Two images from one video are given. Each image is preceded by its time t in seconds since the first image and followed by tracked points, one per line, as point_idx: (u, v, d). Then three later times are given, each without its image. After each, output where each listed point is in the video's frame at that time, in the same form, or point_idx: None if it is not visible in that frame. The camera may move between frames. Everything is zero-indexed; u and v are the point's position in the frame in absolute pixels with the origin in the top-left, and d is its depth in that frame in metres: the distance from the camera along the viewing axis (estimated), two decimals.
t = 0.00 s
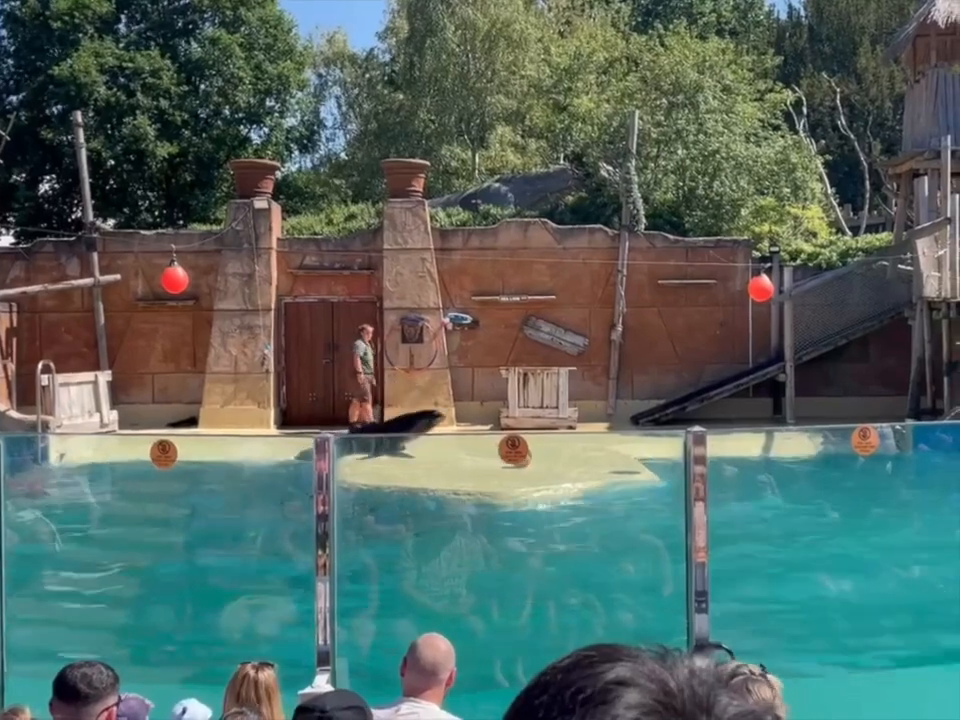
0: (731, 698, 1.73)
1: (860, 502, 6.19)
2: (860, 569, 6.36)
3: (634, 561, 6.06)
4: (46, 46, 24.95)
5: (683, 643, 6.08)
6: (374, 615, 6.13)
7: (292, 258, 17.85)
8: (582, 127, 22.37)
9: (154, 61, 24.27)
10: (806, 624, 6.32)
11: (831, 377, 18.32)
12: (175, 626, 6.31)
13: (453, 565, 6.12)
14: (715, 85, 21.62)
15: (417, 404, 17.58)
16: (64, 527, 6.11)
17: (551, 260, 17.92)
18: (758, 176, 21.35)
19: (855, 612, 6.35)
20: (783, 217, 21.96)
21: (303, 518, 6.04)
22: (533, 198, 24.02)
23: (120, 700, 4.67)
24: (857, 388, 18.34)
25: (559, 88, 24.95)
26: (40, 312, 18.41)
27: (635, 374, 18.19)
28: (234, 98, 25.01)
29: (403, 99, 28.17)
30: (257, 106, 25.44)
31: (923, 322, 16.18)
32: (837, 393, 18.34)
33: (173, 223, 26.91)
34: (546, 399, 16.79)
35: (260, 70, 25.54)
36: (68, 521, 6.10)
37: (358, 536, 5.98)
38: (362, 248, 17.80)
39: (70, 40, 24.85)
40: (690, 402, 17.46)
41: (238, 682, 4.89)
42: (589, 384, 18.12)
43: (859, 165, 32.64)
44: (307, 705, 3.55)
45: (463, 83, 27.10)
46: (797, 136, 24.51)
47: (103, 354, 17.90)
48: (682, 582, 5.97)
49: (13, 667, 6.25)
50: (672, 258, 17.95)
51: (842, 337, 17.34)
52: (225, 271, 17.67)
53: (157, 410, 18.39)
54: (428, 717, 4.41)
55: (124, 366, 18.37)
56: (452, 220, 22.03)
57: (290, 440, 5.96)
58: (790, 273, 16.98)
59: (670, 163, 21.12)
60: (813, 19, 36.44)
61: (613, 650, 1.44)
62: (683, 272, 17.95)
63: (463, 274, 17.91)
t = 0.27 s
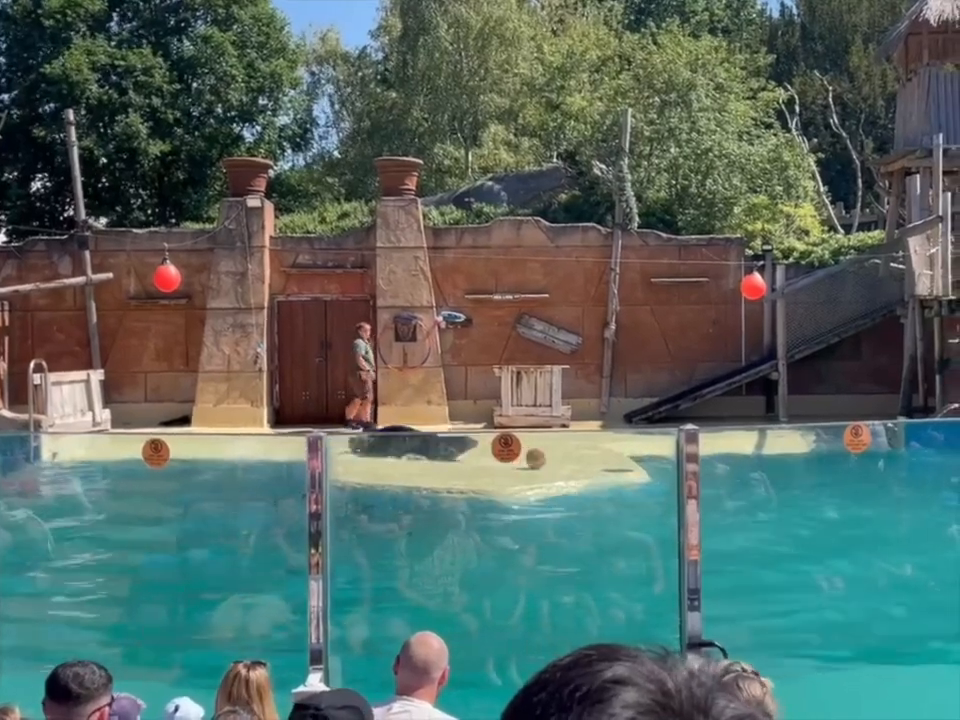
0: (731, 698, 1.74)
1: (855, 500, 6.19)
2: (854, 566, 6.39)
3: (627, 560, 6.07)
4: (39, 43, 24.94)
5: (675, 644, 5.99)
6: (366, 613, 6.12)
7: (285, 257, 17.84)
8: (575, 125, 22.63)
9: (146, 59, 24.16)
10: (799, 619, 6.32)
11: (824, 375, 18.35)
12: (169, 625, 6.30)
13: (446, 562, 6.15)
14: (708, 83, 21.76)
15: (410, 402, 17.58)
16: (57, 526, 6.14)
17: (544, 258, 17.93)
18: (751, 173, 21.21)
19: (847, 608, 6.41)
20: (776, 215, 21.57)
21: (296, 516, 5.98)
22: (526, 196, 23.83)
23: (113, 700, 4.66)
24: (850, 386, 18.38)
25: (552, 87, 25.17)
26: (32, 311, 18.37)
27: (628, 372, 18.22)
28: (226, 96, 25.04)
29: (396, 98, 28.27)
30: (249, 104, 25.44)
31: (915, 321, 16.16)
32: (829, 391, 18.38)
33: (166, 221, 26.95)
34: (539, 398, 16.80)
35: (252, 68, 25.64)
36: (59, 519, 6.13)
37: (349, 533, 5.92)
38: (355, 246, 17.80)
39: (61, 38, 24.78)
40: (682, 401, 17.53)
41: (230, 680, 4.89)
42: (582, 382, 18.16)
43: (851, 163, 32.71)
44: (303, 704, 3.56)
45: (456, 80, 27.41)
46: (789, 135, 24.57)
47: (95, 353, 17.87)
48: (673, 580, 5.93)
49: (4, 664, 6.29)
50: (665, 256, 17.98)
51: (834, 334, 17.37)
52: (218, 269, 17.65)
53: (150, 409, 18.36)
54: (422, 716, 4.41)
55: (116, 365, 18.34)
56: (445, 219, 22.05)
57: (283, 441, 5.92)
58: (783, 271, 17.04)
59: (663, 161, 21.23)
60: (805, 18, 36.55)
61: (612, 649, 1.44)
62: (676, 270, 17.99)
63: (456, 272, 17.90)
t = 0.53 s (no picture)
0: (732, 698, 1.73)
1: (845, 500, 6.22)
2: (845, 565, 6.38)
3: (619, 558, 6.05)
4: (28, 39, 24.73)
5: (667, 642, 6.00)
6: (358, 612, 6.13)
7: (276, 255, 17.82)
8: (566, 124, 22.61)
9: (137, 57, 24.07)
10: (790, 618, 6.33)
11: (815, 373, 18.39)
12: (161, 625, 6.28)
13: (438, 561, 6.12)
14: (699, 81, 21.86)
15: (402, 400, 17.56)
16: (47, 526, 6.13)
17: (536, 256, 17.94)
18: (743, 172, 21.38)
19: (838, 605, 6.40)
20: (767, 213, 21.81)
21: (288, 514, 5.98)
22: (517, 194, 24.12)
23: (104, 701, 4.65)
24: (842, 384, 18.40)
25: (543, 84, 25.19)
26: (23, 309, 18.31)
27: (621, 369, 18.19)
28: (218, 94, 25.01)
29: (388, 96, 28.23)
30: (241, 103, 25.41)
31: (906, 318, 16.14)
32: (821, 389, 18.40)
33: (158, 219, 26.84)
34: (532, 396, 16.81)
35: (243, 65, 25.67)
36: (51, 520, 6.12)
37: (341, 531, 5.93)
38: (346, 244, 17.79)
39: (52, 36, 24.59)
40: (674, 398, 17.51)
41: (222, 678, 4.89)
42: (574, 380, 18.17)
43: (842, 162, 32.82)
44: (295, 701, 3.57)
45: (449, 79, 27.38)
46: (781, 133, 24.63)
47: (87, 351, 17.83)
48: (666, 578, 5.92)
49: None
50: (656, 254, 18.01)
51: (826, 332, 17.38)
52: (209, 267, 17.62)
53: (141, 407, 18.33)
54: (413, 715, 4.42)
55: (107, 363, 18.30)
56: (438, 217, 22.07)
57: (275, 439, 5.96)
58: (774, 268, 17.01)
59: (654, 159, 21.17)
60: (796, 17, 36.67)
61: (611, 648, 1.44)
62: (667, 268, 18.00)
63: (448, 270, 17.89)
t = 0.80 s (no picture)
0: (730, 698, 1.72)
1: (836, 498, 6.24)
2: (833, 559, 6.40)
3: (611, 556, 6.06)
4: (18, 37, 24.62)
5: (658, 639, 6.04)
6: (349, 610, 6.12)
7: (267, 253, 17.79)
8: (559, 122, 22.55)
9: (128, 54, 24.00)
10: (781, 615, 6.32)
11: (806, 371, 18.44)
12: (151, 624, 6.26)
13: (430, 560, 6.12)
14: (689, 79, 21.71)
15: (394, 398, 17.55)
16: (37, 526, 6.12)
17: (528, 254, 17.93)
18: (734, 170, 21.52)
19: (829, 601, 6.39)
20: (757, 211, 21.95)
21: (278, 513, 5.99)
22: (508, 193, 24.51)
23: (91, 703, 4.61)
24: (831, 382, 18.47)
25: (534, 83, 24.98)
26: (12, 308, 18.25)
27: (611, 368, 18.25)
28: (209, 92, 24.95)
29: (379, 93, 28.10)
30: (231, 100, 25.45)
31: (896, 316, 16.15)
32: (811, 387, 18.46)
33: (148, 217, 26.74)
34: (523, 394, 16.81)
35: (234, 63, 25.70)
36: (39, 520, 6.10)
37: (332, 530, 5.92)
38: (337, 242, 17.76)
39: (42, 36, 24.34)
40: (666, 396, 17.52)
41: (213, 677, 4.87)
42: (565, 378, 18.23)
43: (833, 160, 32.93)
44: (284, 699, 3.56)
45: (440, 77, 27.47)
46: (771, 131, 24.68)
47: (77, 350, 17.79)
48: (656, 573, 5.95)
49: None
50: (647, 253, 18.03)
51: (816, 330, 17.41)
52: (200, 265, 17.58)
53: (132, 406, 18.30)
54: (406, 712, 4.41)
55: (98, 362, 18.26)
56: (429, 215, 22.08)
57: (264, 437, 5.93)
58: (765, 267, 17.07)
59: (645, 158, 21.15)
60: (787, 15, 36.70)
61: (607, 645, 1.43)
62: (659, 266, 18.02)
63: (439, 268, 17.89)
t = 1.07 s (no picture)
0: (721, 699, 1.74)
1: (825, 496, 6.27)
2: (825, 557, 6.36)
3: (601, 552, 6.08)
4: (9, 35, 24.69)
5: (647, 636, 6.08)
6: (340, 609, 6.09)
7: (258, 251, 17.77)
8: (550, 120, 22.74)
9: (117, 52, 23.92)
10: (771, 612, 6.35)
11: (796, 368, 18.49)
12: (141, 623, 6.24)
13: (420, 557, 6.12)
14: (679, 77, 21.86)
15: (385, 396, 17.53)
16: (26, 524, 6.13)
17: (518, 252, 17.93)
18: (724, 168, 21.36)
19: (821, 599, 6.36)
20: (747, 209, 21.56)
21: (268, 510, 5.97)
22: (499, 192, 24.53)
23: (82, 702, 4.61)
24: (822, 379, 18.51)
25: (525, 80, 25.08)
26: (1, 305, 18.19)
27: (602, 366, 18.27)
28: (198, 89, 24.87)
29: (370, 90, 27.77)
30: (221, 97, 25.37)
31: (886, 314, 16.19)
32: (801, 384, 18.51)
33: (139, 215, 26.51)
34: (514, 392, 16.82)
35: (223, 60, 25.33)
36: (28, 518, 6.11)
37: (322, 528, 5.93)
38: (328, 240, 17.75)
39: (31, 30, 24.47)
40: (655, 395, 17.59)
41: (203, 675, 4.87)
42: (555, 376, 18.23)
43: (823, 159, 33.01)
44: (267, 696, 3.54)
45: (431, 75, 27.33)
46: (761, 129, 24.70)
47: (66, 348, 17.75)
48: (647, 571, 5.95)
49: None
50: (638, 250, 18.03)
51: (805, 328, 17.48)
52: (190, 263, 17.54)
53: (122, 404, 18.27)
54: (397, 710, 4.42)
55: (87, 360, 18.21)
56: (420, 213, 22.06)
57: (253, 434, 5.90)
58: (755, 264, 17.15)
59: (637, 156, 21.28)
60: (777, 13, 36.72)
61: (598, 641, 1.43)
62: (650, 264, 18.04)
63: (430, 266, 17.89)
